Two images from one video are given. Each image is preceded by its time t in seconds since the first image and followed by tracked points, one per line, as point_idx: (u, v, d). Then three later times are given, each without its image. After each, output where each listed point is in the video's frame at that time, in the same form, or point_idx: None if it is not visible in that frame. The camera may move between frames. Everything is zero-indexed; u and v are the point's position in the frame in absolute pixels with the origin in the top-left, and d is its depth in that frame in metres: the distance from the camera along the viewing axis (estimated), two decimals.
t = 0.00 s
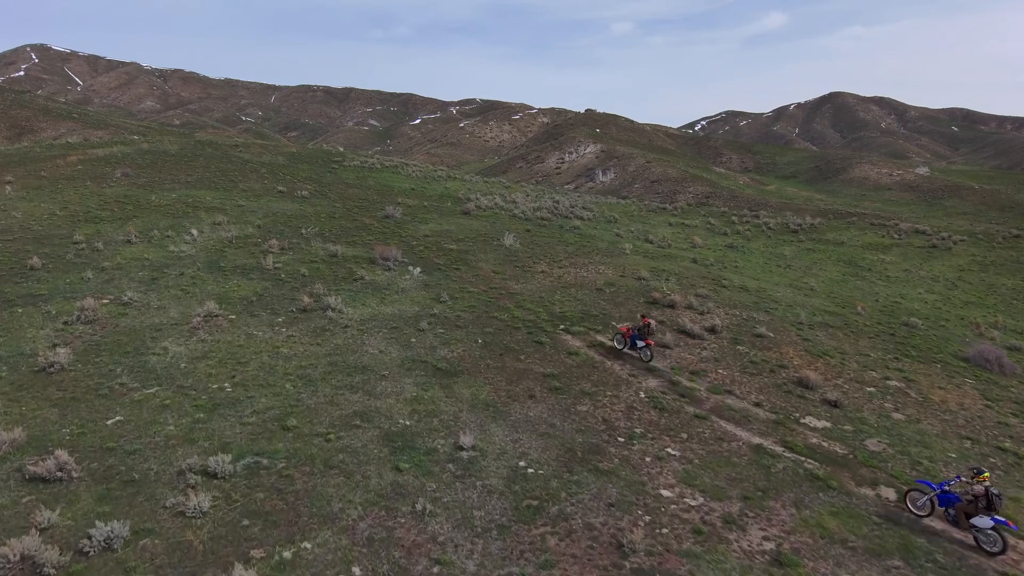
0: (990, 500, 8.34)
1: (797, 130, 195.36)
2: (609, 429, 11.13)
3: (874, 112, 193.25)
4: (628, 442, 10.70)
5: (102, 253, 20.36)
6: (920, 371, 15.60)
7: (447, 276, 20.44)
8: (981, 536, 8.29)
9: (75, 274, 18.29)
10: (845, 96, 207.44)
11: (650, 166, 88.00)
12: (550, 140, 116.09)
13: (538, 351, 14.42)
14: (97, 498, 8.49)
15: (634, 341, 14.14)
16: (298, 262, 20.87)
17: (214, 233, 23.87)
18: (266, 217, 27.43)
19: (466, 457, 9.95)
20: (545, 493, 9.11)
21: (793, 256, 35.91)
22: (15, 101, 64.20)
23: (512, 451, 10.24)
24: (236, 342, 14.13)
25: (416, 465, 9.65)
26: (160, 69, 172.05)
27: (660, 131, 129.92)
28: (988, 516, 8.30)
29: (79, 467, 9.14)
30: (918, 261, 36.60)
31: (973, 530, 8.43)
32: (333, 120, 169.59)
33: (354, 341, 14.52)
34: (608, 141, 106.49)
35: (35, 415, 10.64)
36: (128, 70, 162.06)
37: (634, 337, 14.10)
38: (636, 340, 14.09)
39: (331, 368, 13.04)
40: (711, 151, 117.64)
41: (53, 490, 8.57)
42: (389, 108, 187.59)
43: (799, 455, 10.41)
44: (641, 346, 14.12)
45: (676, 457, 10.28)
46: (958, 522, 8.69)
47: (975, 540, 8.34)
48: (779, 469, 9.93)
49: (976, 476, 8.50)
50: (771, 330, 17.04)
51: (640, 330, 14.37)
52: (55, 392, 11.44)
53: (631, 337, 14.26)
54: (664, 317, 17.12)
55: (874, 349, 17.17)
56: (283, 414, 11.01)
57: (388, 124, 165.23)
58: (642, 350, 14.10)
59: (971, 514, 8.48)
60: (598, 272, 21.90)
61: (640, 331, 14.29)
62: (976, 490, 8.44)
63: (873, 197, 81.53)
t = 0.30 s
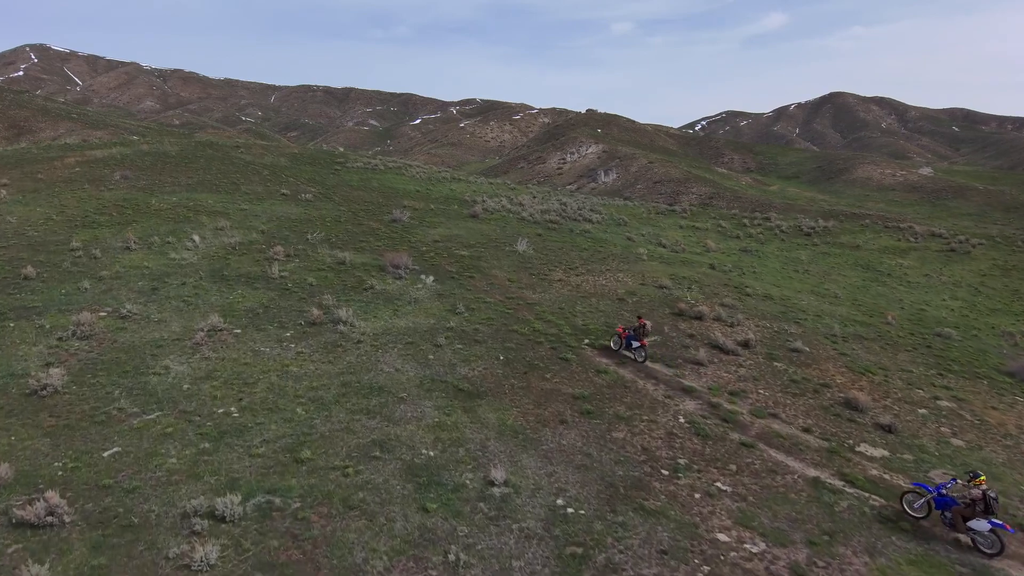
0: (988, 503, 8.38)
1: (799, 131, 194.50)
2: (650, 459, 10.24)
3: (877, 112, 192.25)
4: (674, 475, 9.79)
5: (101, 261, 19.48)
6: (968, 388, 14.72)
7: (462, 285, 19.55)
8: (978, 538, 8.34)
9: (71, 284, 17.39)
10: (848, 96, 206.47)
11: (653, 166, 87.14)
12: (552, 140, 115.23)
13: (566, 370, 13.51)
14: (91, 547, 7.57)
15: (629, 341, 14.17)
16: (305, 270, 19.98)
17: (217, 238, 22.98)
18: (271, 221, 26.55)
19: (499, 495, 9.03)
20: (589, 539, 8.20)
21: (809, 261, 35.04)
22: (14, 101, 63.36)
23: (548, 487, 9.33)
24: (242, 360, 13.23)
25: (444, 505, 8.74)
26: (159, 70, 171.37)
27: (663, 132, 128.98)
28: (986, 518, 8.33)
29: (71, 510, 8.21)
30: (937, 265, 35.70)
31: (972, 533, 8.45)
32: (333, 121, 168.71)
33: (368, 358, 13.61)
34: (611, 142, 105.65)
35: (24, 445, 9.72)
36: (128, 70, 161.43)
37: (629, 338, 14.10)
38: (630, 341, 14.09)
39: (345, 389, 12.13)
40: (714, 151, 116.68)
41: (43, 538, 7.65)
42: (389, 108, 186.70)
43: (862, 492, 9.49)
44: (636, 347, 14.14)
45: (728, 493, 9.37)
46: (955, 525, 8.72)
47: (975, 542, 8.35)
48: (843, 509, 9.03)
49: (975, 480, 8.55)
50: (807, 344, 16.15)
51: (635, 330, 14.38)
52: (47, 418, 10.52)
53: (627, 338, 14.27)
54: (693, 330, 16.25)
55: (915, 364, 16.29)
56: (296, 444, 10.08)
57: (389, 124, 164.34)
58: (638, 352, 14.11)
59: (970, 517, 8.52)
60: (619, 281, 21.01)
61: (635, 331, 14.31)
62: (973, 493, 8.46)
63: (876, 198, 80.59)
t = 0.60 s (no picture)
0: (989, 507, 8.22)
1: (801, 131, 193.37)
2: (701, 497, 9.26)
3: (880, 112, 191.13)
4: (729, 517, 8.82)
5: (97, 271, 18.49)
6: None
7: (478, 296, 18.56)
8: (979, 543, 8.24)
9: (64, 295, 16.40)
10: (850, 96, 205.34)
11: (656, 167, 86.15)
12: (554, 140, 114.19)
13: (597, 392, 12.53)
14: None
15: (627, 344, 14.17)
16: (312, 280, 18.99)
17: (219, 245, 21.99)
18: (275, 227, 25.56)
19: (539, 543, 8.06)
20: None
21: (826, 267, 34.06)
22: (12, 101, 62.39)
23: (592, 533, 8.35)
24: (248, 382, 12.25)
25: (479, 557, 7.75)
26: (158, 69, 170.31)
27: (666, 132, 127.88)
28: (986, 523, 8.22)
29: (57, 566, 7.20)
30: (958, 270, 34.68)
31: (972, 537, 8.33)
32: (333, 121, 167.63)
33: (384, 378, 12.63)
34: (613, 142, 104.72)
35: (8, 485, 8.73)
36: (127, 70, 160.44)
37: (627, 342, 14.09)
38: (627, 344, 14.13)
39: (361, 415, 11.14)
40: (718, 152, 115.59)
41: None
42: (389, 108, 185.62)
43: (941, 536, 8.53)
44: (634, 346, 14.18)
45: (792, 539, 8.41)
46: (955, 530, 8.59)
47: (975, 546, 8.22)
48: (923, 559, 8.06)
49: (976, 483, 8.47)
50: (849, 361, 15.18)
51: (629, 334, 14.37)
52: (34, 452, 9.53)
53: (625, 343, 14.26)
54: (727, 345, 15.29)
55: (962, 381, 15.32)
56: (309, 482, 9.08)
57: (389, 124, 163.37)
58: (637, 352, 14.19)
59: (970, 521, 8.41)
60: (641, 291, 20.02)
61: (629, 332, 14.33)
62: (975, 497, 8.33)
63: (880, 198, 79.58)
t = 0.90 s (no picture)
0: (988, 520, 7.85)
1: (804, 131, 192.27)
2: (768, 548, 8.23)
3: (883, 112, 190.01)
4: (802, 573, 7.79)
5: (92, 281, 17.46)
6: None
7: (497, 308, 17.55)
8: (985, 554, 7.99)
9: (57, 309, 15.34)
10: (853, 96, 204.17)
11: (660, 167, 85.10)
12: (556, 141, 113.11)
13: (635, 420, 11.49)
14: None
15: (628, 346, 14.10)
16: (320, 291, 17.97)
17: (221, 253, 20.96)
18: (279, 232, 24.57)
19: None
20: None
21: (845, 272, 33.03)
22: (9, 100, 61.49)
23: None
24: (255, 409, 11.21)
25: None
26: (158, 69, 169.28)
27: (669, 133, 126.76)
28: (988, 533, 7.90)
29: None
30: (982, 276, 33.62)
31: (974, 549, 8.06)
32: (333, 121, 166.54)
33: (403, 405, 11.59)
34: (615, 142, 103.69)
35: None
36: (126, 70, 159.44)
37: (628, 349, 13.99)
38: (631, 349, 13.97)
39: (381, 449, 10.10)
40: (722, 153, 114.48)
41: None
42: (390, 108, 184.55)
43: None
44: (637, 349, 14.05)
45: None
46: (958, 541, 8.31)
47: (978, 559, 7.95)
48: None
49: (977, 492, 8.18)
50: (898, 381, 14.15)
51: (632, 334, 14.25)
52: (16, 495, 8.47)
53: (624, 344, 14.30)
54: (768, 364, 14.27)
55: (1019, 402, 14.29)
56: (327, 533, 8.03)
57: (389, 124, 162.59)
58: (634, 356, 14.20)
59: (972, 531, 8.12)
60: (666, 302, 19.03)
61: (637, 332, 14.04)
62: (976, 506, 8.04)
63: (885, 198, 78.52)
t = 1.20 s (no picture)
0: (998, 531, 7.80)
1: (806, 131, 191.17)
2: None
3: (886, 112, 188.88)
4: None
5: (87, 294, 16.35)
6: None
7: (519, 323, 16.47)
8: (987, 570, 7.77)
9: (49, 325, 14.26)
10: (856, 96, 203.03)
11: (664, 167, 84.07)
12: (557, 141, 112.03)
13: (684, 454, 10.41)
14: None
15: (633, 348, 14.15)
16: (330, 304, 16.90)
17: (224, 262, 19.87)
18: (284, 239, 23.49)
19: None
20: None
21: (866, 278, 31.99)
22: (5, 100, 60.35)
23: None
24: (263, 443, 10.11)
25: None
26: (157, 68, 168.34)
27: (672, 133, 125.67)
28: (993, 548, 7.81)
29: None
30: (1007, 281, 32.53)
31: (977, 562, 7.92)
32: (332, 121, 165.43)
33: (427, 437, 10.50)
34: (617, 142, 102.69)
35: None
36: (126, 70, 158.46)
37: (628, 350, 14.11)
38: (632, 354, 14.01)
39: (407, 492, 9.00)
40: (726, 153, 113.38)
41: None
42: (390, 108, 183.50)
43: None
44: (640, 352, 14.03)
45: None
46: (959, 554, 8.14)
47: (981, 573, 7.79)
48: None
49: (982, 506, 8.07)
50: (959, 405, 13.08)
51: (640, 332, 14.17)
52: None
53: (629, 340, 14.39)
54: (817, 387, 13.20)
55: None
56: None
57: (389, 124, 161.52)
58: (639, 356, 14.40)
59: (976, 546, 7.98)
60: (696, 315, 17.95)
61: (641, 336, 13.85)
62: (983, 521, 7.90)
63: (891, 198, 77.42)
